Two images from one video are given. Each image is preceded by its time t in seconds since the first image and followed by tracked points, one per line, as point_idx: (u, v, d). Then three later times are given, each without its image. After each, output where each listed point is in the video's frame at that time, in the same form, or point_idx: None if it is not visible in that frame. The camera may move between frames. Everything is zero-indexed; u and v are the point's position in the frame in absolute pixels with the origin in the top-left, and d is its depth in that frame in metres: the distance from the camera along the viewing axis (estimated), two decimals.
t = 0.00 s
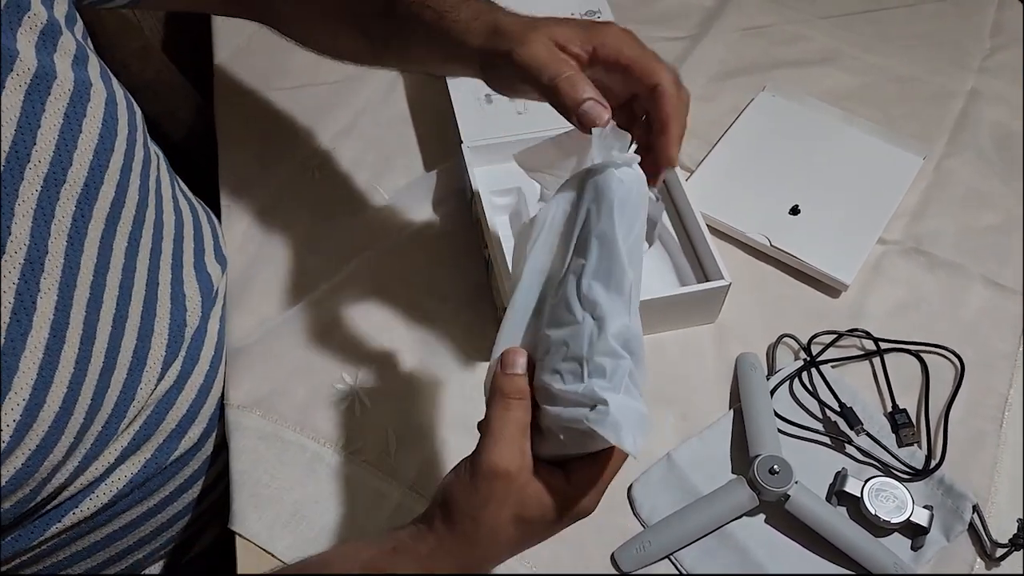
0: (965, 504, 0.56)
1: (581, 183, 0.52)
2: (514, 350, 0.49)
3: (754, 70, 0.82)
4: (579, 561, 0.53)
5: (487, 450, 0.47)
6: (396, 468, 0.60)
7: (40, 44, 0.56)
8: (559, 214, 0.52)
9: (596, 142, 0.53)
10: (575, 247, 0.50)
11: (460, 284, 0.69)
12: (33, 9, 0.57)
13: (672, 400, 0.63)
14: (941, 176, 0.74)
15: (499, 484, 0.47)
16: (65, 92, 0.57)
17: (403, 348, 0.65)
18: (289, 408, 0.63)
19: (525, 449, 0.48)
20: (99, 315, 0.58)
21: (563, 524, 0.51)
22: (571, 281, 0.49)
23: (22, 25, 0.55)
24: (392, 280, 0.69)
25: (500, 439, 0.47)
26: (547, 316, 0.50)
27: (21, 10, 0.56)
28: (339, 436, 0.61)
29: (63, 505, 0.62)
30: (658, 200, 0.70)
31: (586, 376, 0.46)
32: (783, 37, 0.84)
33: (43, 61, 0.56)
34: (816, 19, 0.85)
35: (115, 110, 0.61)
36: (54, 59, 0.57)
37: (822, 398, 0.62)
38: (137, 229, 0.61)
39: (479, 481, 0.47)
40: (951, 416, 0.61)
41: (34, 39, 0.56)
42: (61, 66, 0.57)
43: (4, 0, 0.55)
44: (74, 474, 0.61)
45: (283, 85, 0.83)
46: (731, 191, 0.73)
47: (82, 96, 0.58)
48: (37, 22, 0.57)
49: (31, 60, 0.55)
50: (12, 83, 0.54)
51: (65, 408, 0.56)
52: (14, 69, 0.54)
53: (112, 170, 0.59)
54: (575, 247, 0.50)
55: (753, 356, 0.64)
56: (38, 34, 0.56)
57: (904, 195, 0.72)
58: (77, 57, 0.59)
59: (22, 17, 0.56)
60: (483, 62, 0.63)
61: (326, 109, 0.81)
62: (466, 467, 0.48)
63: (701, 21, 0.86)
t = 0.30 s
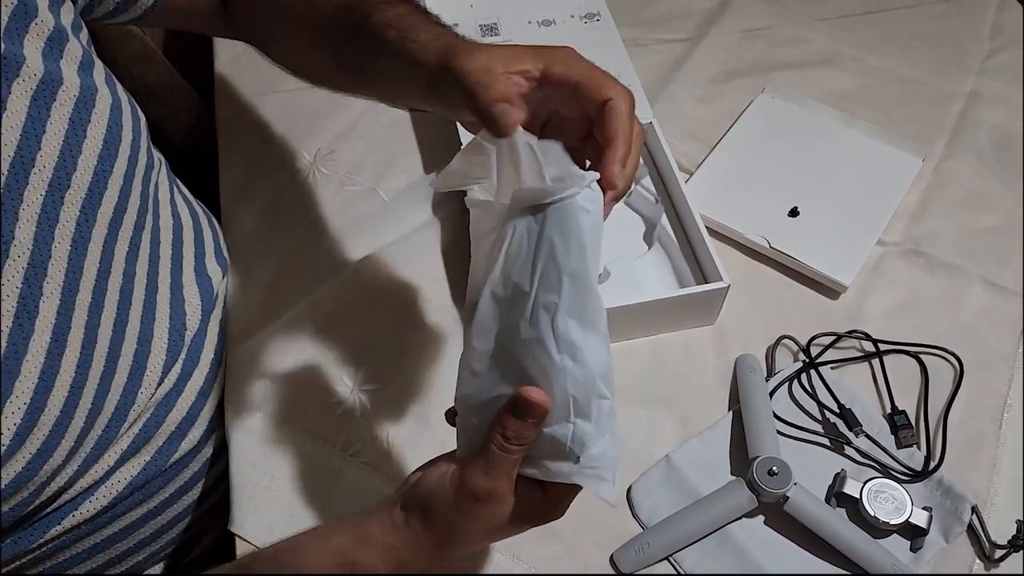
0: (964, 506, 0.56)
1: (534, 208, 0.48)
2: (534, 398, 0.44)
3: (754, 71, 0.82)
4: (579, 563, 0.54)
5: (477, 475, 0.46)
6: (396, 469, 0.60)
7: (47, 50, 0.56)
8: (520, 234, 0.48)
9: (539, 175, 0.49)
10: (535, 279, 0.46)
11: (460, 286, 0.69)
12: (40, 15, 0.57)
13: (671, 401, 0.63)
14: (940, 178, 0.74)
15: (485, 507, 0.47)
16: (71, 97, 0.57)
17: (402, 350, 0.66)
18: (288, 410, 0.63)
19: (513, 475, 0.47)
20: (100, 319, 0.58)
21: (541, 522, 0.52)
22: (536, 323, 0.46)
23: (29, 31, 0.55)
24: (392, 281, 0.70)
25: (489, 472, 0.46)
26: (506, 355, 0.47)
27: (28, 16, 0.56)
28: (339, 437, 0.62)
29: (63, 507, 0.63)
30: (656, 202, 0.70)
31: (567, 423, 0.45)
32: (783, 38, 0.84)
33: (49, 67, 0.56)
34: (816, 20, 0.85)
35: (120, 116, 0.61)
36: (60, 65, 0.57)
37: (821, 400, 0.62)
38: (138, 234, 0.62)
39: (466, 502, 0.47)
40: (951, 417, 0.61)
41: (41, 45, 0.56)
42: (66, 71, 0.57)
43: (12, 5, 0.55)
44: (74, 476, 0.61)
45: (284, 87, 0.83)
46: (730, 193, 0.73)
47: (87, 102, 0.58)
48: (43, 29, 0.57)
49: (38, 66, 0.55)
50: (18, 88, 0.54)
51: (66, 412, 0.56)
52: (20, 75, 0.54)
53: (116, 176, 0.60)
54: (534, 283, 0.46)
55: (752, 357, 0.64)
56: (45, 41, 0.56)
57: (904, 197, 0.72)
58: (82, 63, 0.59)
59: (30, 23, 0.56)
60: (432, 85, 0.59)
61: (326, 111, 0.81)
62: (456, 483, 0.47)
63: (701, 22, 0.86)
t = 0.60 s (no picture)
0: (962, 506, 0.56)
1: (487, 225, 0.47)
2: (567, 451, 0.44)
3: (752, 72, 0.82)
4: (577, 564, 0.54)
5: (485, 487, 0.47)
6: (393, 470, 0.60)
7: (41, 50, 0.56)
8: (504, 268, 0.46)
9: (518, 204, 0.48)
10: (525, 310, 0.45)
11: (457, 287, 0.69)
12: (35, 16, 0.57)
13: (669, 401, 0.63)
14: (939, 177, 0.74)
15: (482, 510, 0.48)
16: (64, 97, 0.57)
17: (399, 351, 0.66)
18: (286, 411, 0.63)
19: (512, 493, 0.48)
20: (94, 319, 0.58)
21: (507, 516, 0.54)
22: (532, 352, 0.46)
23: (23, 31, 0.55)
24: (388, 282, 0.70)
25: (500, 491, 0.47)
26: (505, 363, 0.47)
27: (22, 16, 0.56)
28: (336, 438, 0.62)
29: (58, 507, 0.63)
30: (654, 202, 0.70)
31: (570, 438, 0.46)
32: (782, 39, 0.84)
33: (43, 66, 0.56)
34: (814, 20, 0.85)
35: (114, 116, 0.61)
36: (54, 65, 0.57)
37: (819, 400, 0.62)
38: (132, 234, 0.62)
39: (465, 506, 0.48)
40: (949, 417, 0.61)
41: (35, 45, 0.56)
42: (60, 71, 0.57)
43: (7, 4, 0.55)
44: (69, 476, 0.61)
45: (281, 88, 0.83)
46: (728, 193, 0.73)
47: (82, 102, 0.58)
48: (38, 29, 0.57)
49: (32, 65, 0.55)
50: (11, 87, 0.54)
51: (58, 410, 0.57)
52: (14, 74, 0.54)
53: (110, 175, 0.60)
54: (524, 317, 0.45)
55: (750, 358, 0.64)
56: (39, 40, 0.56)
57: (902, 197, 0.72)
58: (77, 63, 0.59)
59: (24, 23, 0.56)
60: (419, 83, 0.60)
61: (323, 111, 0.81)
62: (465, 495, 0.48)
63: (699, 23, 0.86)
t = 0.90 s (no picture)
0: (961, 505, 0.56)
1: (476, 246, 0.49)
2: (570, 465, 0.46)
3: (750, 71, 0.82)
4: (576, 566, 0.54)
5: (479, 492, 0.48)
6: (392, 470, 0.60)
7: (37, 52, 0.56)
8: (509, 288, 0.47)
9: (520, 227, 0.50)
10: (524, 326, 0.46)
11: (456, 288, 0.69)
12: (31, 19, 0.57)
13: (668, 401, 0.63)
14: (937, 176, 0.74)
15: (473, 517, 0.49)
16: (59, 100, 0.57)
17: (398, 352, 0.66)
18: (284, 411, 0.63)
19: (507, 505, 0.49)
20: (88, 322, 0.58)
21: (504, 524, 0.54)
22: (529, 366, 0.46)
23: (20, 34, 0.56)
24: (386, 282, 0.70)
25: (496, 499, 0.48)
26: (489, 395, 0.48)
27: (18, 18, 0.56)
28: (336, 439, 0.62)
29: (53, 510, 0.63)
30: (652, 202, 0.70)
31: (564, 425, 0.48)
32: (780, 38, 0.84)
33: (38, 69, 0.56)
34: (812, 20, 0.85)
35: (111, 119, 0.61)
36: (50, 68, 0.57)
37: (818, 399, 0.62)
38: (128, 236, 0.62)
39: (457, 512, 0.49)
40: (948, 416, 0.61)
41: (31, 48, 0.56)
42: (56, 74, 0.57)
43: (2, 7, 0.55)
44: (62, 479, 0.61)
45: (279, 88, 0.83)
46: (727, 193, 0.73)
47: (78, 105, 0.58)
48: (34, 32, 0.57)
49: (27, 68, 0.55)
50: (8, 90, 0.54)
51: (51, 413, 0.57)
52: (8, 77, 0.54)
53: (107, 178, 0.60)
54: (523, 332, 0.46)
55: (748, 357, 0.64)
56: (35, 43, 0.57)
57: (900, 196, 0.72)
58: (73, 65, 0.59)
59: (19, 26, 0.56)
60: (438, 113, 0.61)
61: (321, 112, 0.81)
62: (460, 497, 0.49)
63: (697, 22, 0.86)
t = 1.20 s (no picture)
0: (962, 503, 0.56)
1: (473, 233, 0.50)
2: (580, 448, 0.45)
3: (750, 69, 0.82)
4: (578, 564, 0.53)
5: (490, 482, 0.48)
6: (392, 468, 0.60)
7: (38, 49, 0.56)
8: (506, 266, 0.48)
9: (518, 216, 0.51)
10: (524, 303, 0.48)
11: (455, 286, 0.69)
12: (30, 14, 0.56)
13: (668, 400, 0.63)
14: (938, 174, 0.74)
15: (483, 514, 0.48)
16: (60, 96, 0.57)
17: (398, 350, 0.65)
18: (284, 410, 0.63)
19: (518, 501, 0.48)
20: (91, 319, 0.57)
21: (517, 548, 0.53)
22: (529, 345, 0.47)
23: (20, 29, 0.55)
24: (386, 281, 0.69)
25: (507, 490, 0.48)
26: (488, 380, 0.49)
27: (18, 13, 0.55)
28: (335, 438, 0.61)
29: (57, 507, 0.63)
30: (652, 199, 0.70)
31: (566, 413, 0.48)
32: (779, 36, 0.84)
33: (38, 66, 0.55)
34: (812, 17, 0.85)
35: (111, 115, 0.61)
36: (51, 64, 0.56)
37: (819, 398, 0.62)
38: (130, 233, 0.61)
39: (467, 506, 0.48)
40: (949, 414, 0.61)
41: (32, 44, 0.56)
42: (56, 71, 0.57)
43: (1, 3, 0.54)
44: (66, 476, 0.61)
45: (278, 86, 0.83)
46: (728, 191, 0.73)
47: (77, 102, 0.58)
48: (34, 28, 0.56)
49: (26, 65, 0.55)
50: (9, 87, 0.53)
51: (54, 409, 0.56)
52: (9, 74, 0.54)
53: (108, 175, 0.60)
54: (522, 314, 0.48)
55: (749, 355, 0.63)
56: (36, 39, 0.56)
57: (900, 194, 0.72)
58: (73, 61, 0.58)
59: (20, 22, 0.55)
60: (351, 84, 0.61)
61: (319, 109, 0.81)
62: (469, 487, 0.48)
63: (696, 20, 0.86)
